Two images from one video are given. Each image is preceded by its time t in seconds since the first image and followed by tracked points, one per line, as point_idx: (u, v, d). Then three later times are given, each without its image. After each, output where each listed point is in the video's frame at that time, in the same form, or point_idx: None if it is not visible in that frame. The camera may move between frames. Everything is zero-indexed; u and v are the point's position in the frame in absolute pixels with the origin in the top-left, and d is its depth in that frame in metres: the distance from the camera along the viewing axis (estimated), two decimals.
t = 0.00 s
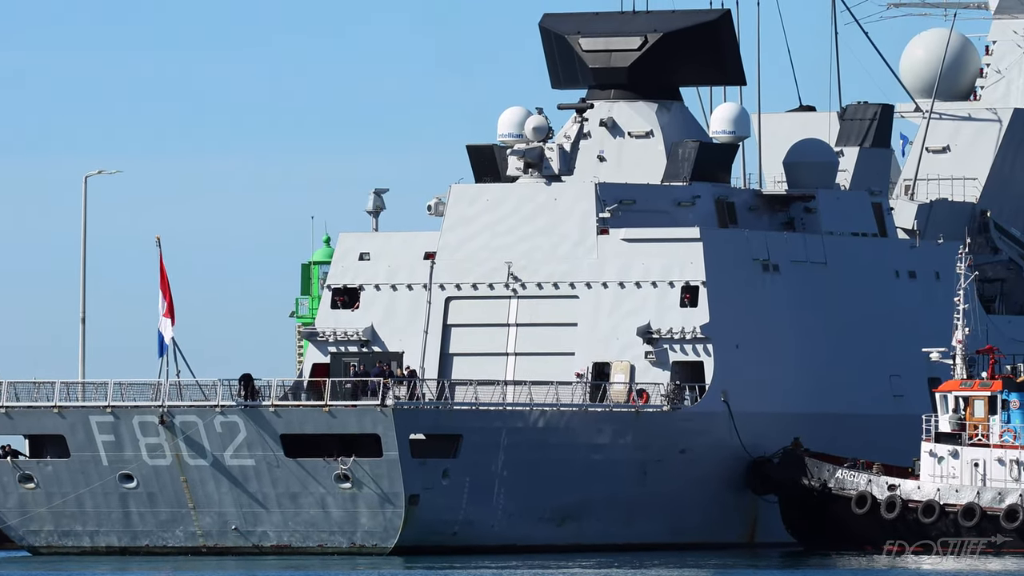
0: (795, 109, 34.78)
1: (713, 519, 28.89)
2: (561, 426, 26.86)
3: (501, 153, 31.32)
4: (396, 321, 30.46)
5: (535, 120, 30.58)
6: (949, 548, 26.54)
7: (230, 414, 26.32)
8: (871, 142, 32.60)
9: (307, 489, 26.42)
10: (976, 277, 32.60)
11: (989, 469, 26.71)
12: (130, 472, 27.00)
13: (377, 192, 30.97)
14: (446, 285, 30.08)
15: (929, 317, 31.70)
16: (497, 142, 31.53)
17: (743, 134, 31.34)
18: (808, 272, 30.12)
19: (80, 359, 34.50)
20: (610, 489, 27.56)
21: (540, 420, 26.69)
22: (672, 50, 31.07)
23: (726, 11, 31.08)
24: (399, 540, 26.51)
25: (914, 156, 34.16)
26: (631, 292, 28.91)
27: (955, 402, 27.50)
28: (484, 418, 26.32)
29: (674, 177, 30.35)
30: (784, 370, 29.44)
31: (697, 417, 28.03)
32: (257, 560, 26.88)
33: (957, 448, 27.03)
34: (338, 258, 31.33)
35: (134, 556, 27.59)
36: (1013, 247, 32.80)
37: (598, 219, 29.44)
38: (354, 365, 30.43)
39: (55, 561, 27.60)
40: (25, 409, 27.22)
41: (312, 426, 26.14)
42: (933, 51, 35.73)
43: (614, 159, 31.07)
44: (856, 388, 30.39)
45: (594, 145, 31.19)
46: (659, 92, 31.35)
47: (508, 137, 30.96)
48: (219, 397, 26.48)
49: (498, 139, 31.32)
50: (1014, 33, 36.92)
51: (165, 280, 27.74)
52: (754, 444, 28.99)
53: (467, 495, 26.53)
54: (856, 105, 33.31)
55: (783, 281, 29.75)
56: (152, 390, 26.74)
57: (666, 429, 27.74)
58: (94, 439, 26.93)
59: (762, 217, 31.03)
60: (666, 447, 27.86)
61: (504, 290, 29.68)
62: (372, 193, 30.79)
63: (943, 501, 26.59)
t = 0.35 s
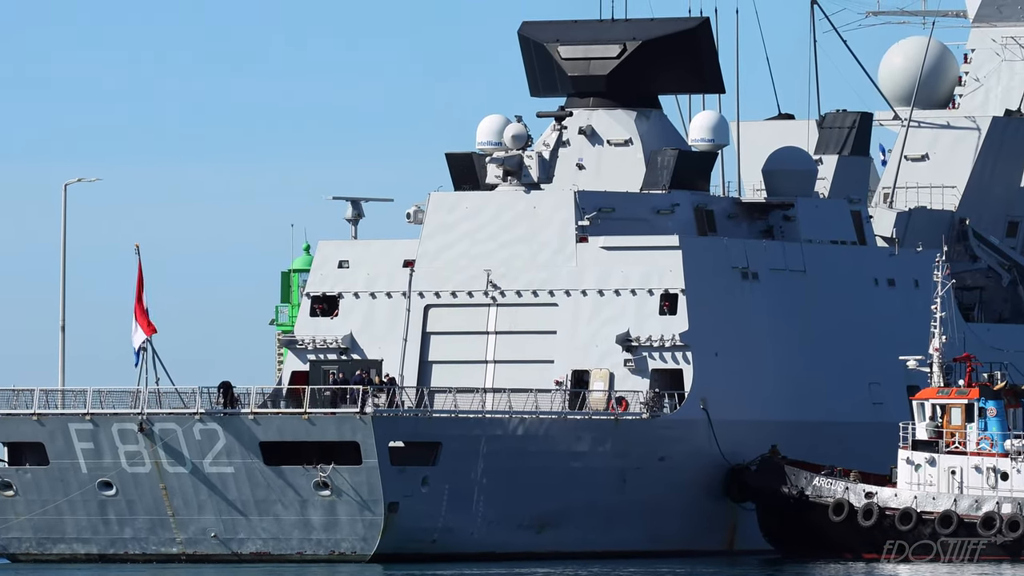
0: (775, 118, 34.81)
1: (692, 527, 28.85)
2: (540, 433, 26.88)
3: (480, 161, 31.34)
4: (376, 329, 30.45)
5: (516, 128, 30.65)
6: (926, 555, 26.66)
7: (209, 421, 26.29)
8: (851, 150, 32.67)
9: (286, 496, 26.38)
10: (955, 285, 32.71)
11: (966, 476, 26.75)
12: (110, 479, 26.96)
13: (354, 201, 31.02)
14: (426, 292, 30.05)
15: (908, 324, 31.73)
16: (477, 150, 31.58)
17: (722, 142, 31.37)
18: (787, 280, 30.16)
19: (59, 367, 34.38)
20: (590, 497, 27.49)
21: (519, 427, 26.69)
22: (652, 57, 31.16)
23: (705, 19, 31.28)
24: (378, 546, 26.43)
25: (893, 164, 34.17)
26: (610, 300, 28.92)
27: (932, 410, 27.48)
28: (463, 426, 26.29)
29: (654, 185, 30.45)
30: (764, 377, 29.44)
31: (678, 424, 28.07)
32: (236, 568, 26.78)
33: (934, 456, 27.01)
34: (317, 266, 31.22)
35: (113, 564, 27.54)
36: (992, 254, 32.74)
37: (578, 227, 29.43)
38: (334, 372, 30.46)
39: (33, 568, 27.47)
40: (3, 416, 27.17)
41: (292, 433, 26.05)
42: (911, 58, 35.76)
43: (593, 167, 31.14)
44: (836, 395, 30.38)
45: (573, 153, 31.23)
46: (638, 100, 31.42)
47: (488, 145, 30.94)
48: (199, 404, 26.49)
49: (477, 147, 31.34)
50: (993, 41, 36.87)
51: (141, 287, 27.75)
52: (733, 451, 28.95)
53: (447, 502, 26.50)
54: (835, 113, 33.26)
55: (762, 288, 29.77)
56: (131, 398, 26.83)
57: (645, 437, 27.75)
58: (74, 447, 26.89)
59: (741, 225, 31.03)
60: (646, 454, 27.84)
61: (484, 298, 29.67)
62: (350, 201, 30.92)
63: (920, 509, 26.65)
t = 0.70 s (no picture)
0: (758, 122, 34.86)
1: (677, 531, 28.76)
2: (524, 437, 26.78)
3: (463, 165, 31.35)
4: (360, 332, 30.26)
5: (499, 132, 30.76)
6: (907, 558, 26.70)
7: (192, 425, 26.23)
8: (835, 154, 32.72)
9: (269, 500, 26.31)
10: (939, 289, 32.77)
11: (947, 480, 26.77)
12: (93, 484, 26.84)
13: (337, 205, 30.99)
14: (409, 296, 29.95)
15: (890, 329, 31.73)
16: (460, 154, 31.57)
17: (706, 146, 31.39)
18: (769, 284, 30.14)
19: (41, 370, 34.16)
20: (573, 501, 27.44)
21: (502, 431, 26.60)
22: (635, 61, 31.13)
23: (689, 23, 31.17)
24: (362, 551, 26.35)
25: (876, 169, 34.20)
26: (593, 304, 28.89)
27: (914, 414, 27.54)
28: (447, 430, 26.24)
29: (637, 189, 30.42)
30: (747, 382, 29.41)
31: (664, 429, 27.99)
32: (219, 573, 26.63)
33: (915, 459, 27.07)
34: (300, 270, 31.10)
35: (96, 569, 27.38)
36: (975, 258, 32.66)
37: (562, 230, 29.43)
38: (318, 376, 30.09)
39: (14, 573, 27.29)
40: None
41: (275, 437, 25.97)
42: (895, 62, 35.81)
43: (576, 171, 31.04)
44: (819, 400, 30.37)
45: (556, 158, 31.14)
46: (621, 103, 31.39)
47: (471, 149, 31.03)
48: (182, 408, 26.40)
49: (460, 151, 31.34)
50: (976, 45, 36.98)
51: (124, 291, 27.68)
52: (716, 455, 28.88)
53: (430, 505, 26.45)
54: (818, 117, 33.35)
55: (745, 292, 29.74)
56: (114, 402, 26.66)
57: (628, 441, 27.59)
58: (57, 451, 26.78)
59: (724, 229, 30.98)
60: (629, 458, 27.72)
61: (466, 302, 29.59)
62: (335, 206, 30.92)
63: (901, 513, 26.67)
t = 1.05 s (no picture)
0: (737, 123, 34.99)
1: (659, 534, 28.71)
2: (504, 439, 26.66)
3: (443, 166, 31.35)
4: (339, 334, 30.27)
5: (479, 133, 30.57)
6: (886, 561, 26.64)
7: (173, 427, 26.01)
8: (815, 155, 32.72)
9: (250, 501, 26.08)
10: (918, 291, 32.64)
11: (925, 482, 26.75)
12: (73, 486, 26.64)
13: (317, 208, 30.43)
14: (390, 298, 29.82)
15: (871, 330, 31.63)
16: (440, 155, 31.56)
17: (686, 148, 31.41)
18: (750, 286, 30.06)
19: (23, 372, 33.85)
20: (552, 503, 27.27)
21: (483, 433, 26.48)
22: (616, 63, 31.05)
23: (669, 24, 31.15)
24: (342, 552, 26.07)
25: (856, 171, 34.27)
26: (573, 306, 28.75)
27: (892, 415, 27.54)
28: (427, 432, 26.06)
29: (617, 191, 30.21)
30: (728, 384, 29.35)
31: (643, 431, 27.87)
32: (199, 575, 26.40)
33: (893, 462, 27.04)
34: (280, 272, 31.08)
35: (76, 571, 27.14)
36: (955, 260, 32.75)
37: (541, 232, 29.23)
38: (296, 378, 30.34)
39: None
40: None
41: (256, 440, 25.79)
42: (875, 64, 35.83)
43: (557, 173, 30.97)
44: (800, 402, 30.31)
45: (537, 158, 31.10)
46: (602, 105, 31.31)
47: (452, 150, 31.07)
48: (162, 410, 26.14)
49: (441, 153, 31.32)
50: (956, 47, 36.97)
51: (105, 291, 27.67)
52: (698, 457, 28.80)
53: (411, 507, 26.26)
54: (799, 119, 33.32)
55: (725, 294, 29.68)
56: (94, 404, 26.41)
57: (608, 442, 27.48)
58: (37, 452, 26.57)
59: (705, 231, 30.96)
60: (610, 460, 27.62)
61: (447, 303, 29.45)
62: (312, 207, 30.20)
63: (880, 515, 26.70)
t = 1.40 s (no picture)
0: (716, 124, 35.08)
1: (641, 534, 28.23)
2: (483, 440, 26.13)
3: (423, 167, 31.05)
4: (318, 335, 29.71)
5: (458, 134, 30.34)
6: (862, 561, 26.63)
7: (151, 428, 25.51)
8: (794, 156, 32.80)
9: (229, 502, 25.62)
10: (897, 292, 32.63)
11: (901, 483, 26.64)
12: (52, 486, 26.23)
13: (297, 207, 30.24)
14: (368, 298, 29.29)
15: (848, 330, 31.33)
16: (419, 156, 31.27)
17: (665, 149, 31.08)
18: (728, 287, 29.59)
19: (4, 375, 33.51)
20: (530, 503, 26.74)
21: (462, 433, 25.93)
22: (594, 64, 30.65)
23: (648, 25, 30.80)
24: (321, 553, 25.61)
25: (836, 171, 34.39)
26: (552, 306, 28.14)
27: (869, 416, 27.39)
28: (405, 432, 25.51)
29: (596, 192, 29.82)
30: (707, 385, 28.87)
31: (622, 431, 27.32)
32: None
33: (870, 462, 26.92)
34: (260, 272, 30.65)
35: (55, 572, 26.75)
36: (934, 261, 32.80)
37: (520, 232, 28.71)
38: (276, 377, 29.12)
39: None
40: None
41: (235, 440, 25.30)
42: (854, 65, 35.87)
43: (536, 174, 30.63)
44: (778, 403, 29.91)
45: (516, 159, 30.76)
46: (580, 105, 30.90)
47: (432, 151, 30.60)
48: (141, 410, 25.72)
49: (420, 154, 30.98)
50: (934, 48, 37.05)
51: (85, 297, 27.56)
52: (677, 458, 28.30)
53: (389, 508, 25.73)
54: (778, 119, 33.37)
55: (703, 295, 29.16)
56: (72, 404, 26.01)
57: (588, 443, 26.93)
58: (15, 453, 26.18)
59: (683, 232, 30.70)
60: (588, 460, 27.07)
61: (426, 304, 28.90)
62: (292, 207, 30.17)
63: (856, 515, 26.63)
